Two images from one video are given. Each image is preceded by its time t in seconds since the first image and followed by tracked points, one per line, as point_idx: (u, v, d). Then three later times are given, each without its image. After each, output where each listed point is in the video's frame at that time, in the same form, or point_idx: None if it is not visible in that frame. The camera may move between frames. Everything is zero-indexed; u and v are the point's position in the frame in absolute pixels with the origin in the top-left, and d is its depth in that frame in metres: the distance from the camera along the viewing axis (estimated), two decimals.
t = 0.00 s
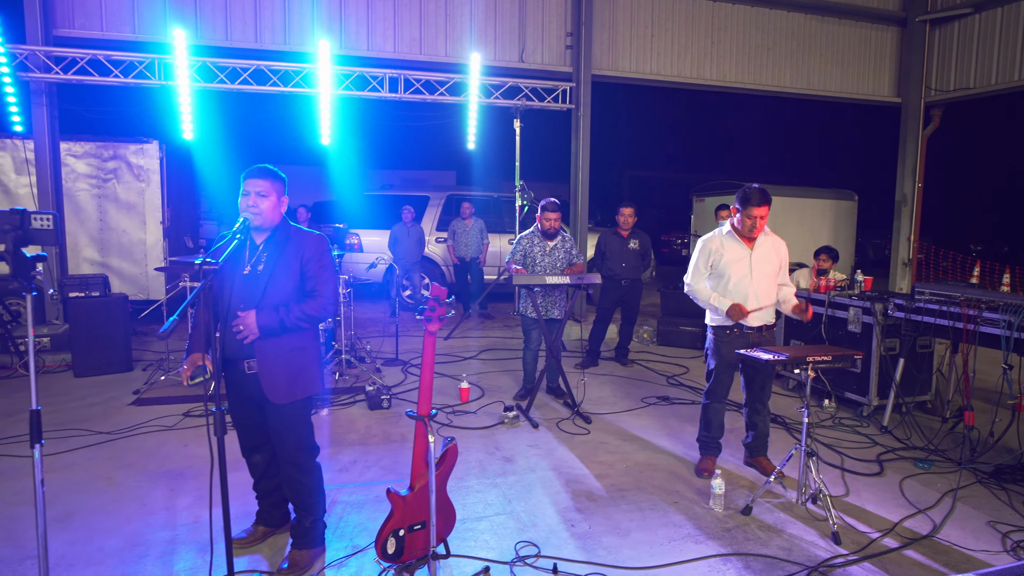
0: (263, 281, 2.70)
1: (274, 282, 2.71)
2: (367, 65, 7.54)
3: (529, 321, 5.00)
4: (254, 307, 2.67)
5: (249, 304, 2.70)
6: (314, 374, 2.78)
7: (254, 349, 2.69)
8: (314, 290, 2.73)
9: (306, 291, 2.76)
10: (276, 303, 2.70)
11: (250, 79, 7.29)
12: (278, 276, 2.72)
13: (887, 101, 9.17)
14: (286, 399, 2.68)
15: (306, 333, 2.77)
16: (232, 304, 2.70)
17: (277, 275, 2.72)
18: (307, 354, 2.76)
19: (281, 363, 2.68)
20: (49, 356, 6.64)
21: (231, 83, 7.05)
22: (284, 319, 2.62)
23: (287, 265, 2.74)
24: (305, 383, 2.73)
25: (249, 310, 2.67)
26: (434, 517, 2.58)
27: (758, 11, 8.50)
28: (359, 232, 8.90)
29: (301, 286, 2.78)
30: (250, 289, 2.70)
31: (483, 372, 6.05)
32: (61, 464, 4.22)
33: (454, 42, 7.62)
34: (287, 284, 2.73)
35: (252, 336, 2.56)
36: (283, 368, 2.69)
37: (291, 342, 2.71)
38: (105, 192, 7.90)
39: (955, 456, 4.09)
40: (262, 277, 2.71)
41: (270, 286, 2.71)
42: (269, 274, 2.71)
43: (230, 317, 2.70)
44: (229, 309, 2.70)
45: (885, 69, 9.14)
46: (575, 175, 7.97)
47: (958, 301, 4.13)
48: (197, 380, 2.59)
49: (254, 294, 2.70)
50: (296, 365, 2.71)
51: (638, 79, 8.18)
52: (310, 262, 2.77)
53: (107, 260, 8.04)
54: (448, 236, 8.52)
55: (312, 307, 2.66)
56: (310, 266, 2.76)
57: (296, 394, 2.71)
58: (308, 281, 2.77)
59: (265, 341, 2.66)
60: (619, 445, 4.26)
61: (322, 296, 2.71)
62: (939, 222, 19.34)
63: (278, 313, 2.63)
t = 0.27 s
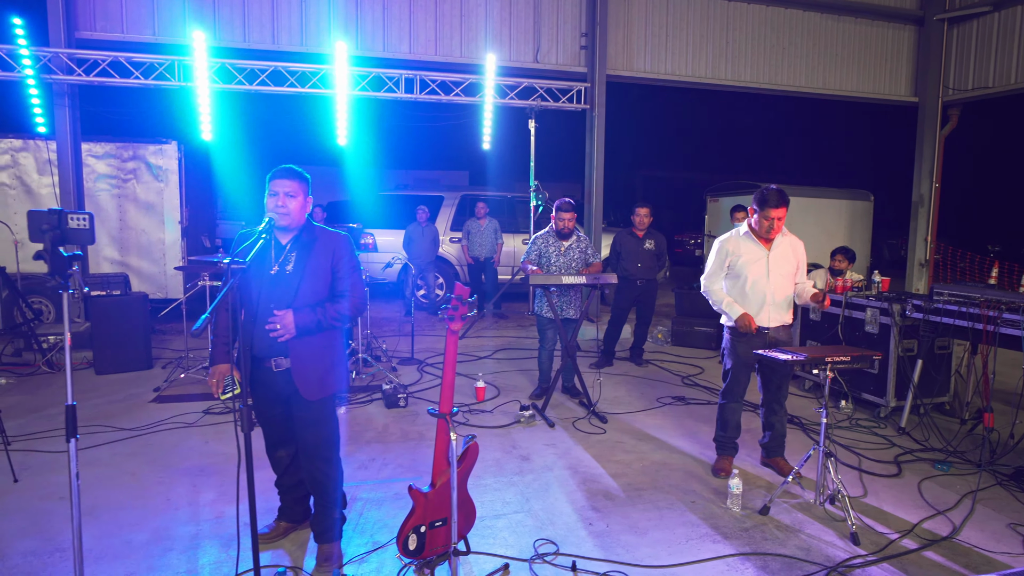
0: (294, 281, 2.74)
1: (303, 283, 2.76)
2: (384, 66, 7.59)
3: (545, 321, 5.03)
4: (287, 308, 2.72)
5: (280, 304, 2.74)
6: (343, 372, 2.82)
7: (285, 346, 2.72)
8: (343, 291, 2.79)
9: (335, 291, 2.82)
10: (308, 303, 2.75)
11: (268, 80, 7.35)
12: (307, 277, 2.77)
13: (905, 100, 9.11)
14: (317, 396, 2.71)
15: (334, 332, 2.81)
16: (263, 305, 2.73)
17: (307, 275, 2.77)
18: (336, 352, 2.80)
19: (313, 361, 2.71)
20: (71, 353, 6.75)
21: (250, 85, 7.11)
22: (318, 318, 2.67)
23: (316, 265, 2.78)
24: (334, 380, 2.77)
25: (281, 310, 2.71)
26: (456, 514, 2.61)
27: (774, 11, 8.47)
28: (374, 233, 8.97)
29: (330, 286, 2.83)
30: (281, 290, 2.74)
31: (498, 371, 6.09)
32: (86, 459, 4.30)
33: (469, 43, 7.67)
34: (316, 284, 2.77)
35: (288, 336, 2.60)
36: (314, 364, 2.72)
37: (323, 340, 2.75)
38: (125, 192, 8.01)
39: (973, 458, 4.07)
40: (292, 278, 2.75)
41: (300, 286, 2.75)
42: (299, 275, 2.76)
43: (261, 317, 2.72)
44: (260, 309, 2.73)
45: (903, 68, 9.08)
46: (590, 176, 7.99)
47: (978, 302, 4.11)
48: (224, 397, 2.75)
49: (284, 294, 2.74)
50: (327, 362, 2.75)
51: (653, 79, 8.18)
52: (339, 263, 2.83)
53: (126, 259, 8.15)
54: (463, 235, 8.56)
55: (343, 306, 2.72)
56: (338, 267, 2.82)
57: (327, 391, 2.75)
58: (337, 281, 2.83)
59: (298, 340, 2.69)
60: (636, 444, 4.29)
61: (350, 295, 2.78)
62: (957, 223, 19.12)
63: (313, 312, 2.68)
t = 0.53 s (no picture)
0: (324, 283, 2.77)
1: (332, 284, 2.79)
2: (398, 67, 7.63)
3: (557, 321, 5.05)
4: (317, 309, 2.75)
5: (308, 305, 2.77)
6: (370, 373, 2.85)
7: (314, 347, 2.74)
8: (371, 295, 2.83)
9: (363, 293, 2.85)
10: (336, 305, 2.78)
11: (283, 80, 7.39)
12: (336, 279, 2.79)
13: (919, 100, 9.04)
14: (344, 397, 2.74)
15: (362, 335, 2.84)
16: (291, 305, 2.76)
17: (335, 277, 2.79)
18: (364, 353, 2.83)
19: (341, 362, 2.74)
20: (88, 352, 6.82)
21: (264, 85, 7.16)
22: (348, 321, 2.70)
23: (345, 267, 2.81)
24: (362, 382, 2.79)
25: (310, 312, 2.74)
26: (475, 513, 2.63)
27: (787, 10, 8.44)
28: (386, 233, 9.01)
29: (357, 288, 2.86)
30: (310, 291, 2.77)
31: (511, 371, 6.11)
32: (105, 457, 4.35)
33: (482, 43, 7.69)
34: (345, 286, 2.80)
35: (317, 338, 2.63)
36: (343, 365, 2.75)
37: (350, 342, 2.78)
38: (141, 192, 8.09)
39: (991, 460, 4.05)
40: (321, 279, 2.78)
41: (328, 287, 2.78)
42: (328, 276, 2.79)
43: (290, 318, 2.75)
44: (290, 310, 2.76)
45: (917, 68, 9.02)
46: (602, 176, 7.99)
47: (995, 303, 4.09)
48: (247, 400, 2.81)
49: (313, 296, 2.78)
50: (355, 364, 2.77)
51: (665, 79, 8.16)
52: (367, 266, 2.86)
53: (142, 259, 8.23)
54: (474, 235, 8.58)
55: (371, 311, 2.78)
56: (366, 269, 2.85)
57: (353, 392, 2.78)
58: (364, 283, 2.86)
59: (328, 343, 2.71)
60: (650, 445, 4.29)
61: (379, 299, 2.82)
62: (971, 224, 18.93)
63: (345, 315, 2.70)
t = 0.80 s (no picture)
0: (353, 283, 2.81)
1: (362, 286, 2.83)
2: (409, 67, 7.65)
3: (567, 321, 5.06)
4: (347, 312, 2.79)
5: (339, 307, 2.81)
6: (399, 375, 2.86)
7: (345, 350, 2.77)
8: (402, 297, 2.84)
9: (392, 295, 2.88)
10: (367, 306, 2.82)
11: (295, 81, 7.43)
12: (367, 280, 2.84)
13: (930, 100, 9.00)
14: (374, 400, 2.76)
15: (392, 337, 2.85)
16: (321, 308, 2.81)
17: (366, 278, 2.83)
18: (393, 355, 2.85)
19: (370, 365, 2.76)
20: (101, 351, 6.87)
21: (277, 86, 7.20)
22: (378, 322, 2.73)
23: (375, 268, 2.85)
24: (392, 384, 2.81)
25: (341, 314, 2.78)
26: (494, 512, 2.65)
27: (798, 10, 8.43)
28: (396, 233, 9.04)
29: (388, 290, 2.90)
30: (341, 293, 2.82)
31: (522, 371, 6.12)
32: (122, 456, 4.41)
33: (493, 44, 7.71)
34: (375, 287, 2.84)
35: (347, 341, 2.65)
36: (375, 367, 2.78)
37: (380, 343, 2.80)
38: (153, 193, 8.15)
39: (1006, 462, 4.03)
40: (352, 281, 2.83)
41: (358, 289, 2.83)
42: (359, 278, 2.83)
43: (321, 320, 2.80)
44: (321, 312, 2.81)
45: (929, 68, 8.98)
46: (613, 176, 7.99)
47: (1011, 304, 4.08)
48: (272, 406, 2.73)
49: (345, 297, 2.82)
50: (384, 366, 2.78)
51: (676, 79, 8.15)
52: (397, 267, 2.90)
53: (154, 258, 8.28)
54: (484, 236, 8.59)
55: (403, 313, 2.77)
56: (396, 271, 2.89)
57: (382, 396, 2.79)
58: (395, 285, 2.90)
59: (357, 345, 2.73)
60: (663, 445, 4.31)
61: (411, 300, 2.84)
62: (983, 226, 18.77)
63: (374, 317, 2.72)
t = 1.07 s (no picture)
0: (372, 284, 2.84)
1: (381, 285, 2.85)
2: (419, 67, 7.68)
3: (577, 320, 5.08)
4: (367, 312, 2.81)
5: (358, 307, 2.82)
6: (420, 375, 2.88)
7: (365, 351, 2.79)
8: (422, 296, 2.88)
9: (411, 294, 2.91)
10: (386, 306, 2.84)
11: (307, 82, 7.47)
12: (387, 279, 2.87)
13: (941, 99, 8.96)
14: (395, 401, 2.77)
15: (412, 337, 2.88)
16: (340, 309, 2.82)
17: (385, 278, 2.86)
18: (412, 354, 2.88)
19: (392, 365, 2.79)
20: (115, 350, 6.93)
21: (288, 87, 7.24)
22: (400, 322, 2.76)
23: (394, 268, 2.88)
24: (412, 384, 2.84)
25: (361, 314, 2.79)
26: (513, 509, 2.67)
27: (808, 9, 8.41)
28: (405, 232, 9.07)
29: (407, 289, 2.93)
30: (360, 293, 2.84)
31: (533, 371, 6.14)
32: (139, 454, 4.46)
33: (503, 44, 7.73)
34: (394, 287, 2.87)
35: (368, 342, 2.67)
36: (397, 368, 2.80)
37: (400, 343, 2.83)
38: (165, 193, 8.19)
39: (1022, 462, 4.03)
40: (371, 281, 2.85)
41: (377, 289, 2.84)
42: (377, 277, 2.85)
43: (340, 320, 2.81)
44: (340, 313, 2.82)
45: (940, 66, 8.94)
46: (623, 176, 7.99)
47: None
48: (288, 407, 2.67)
49: (363, 297, 2.84)
50: (405, 366, 2.80)
51: (686, 79, 8.15)
52: (416, 266, 2.92)
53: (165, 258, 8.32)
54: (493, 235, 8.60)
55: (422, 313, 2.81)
56: (415, 270, 2.91)
57: (404, 396, 2.82)
58: (414, 284, 2.93)
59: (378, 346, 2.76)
60: (677, 444, 4.31)
61: (430, 300, 2.87)
62: (993, 225, 18.66)
63: (395, 318, 2.75)
